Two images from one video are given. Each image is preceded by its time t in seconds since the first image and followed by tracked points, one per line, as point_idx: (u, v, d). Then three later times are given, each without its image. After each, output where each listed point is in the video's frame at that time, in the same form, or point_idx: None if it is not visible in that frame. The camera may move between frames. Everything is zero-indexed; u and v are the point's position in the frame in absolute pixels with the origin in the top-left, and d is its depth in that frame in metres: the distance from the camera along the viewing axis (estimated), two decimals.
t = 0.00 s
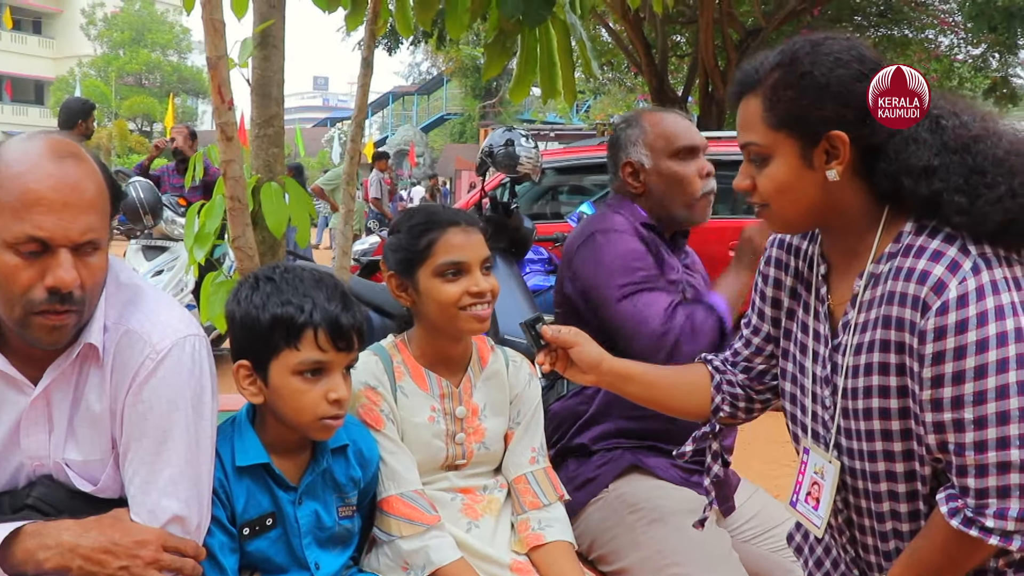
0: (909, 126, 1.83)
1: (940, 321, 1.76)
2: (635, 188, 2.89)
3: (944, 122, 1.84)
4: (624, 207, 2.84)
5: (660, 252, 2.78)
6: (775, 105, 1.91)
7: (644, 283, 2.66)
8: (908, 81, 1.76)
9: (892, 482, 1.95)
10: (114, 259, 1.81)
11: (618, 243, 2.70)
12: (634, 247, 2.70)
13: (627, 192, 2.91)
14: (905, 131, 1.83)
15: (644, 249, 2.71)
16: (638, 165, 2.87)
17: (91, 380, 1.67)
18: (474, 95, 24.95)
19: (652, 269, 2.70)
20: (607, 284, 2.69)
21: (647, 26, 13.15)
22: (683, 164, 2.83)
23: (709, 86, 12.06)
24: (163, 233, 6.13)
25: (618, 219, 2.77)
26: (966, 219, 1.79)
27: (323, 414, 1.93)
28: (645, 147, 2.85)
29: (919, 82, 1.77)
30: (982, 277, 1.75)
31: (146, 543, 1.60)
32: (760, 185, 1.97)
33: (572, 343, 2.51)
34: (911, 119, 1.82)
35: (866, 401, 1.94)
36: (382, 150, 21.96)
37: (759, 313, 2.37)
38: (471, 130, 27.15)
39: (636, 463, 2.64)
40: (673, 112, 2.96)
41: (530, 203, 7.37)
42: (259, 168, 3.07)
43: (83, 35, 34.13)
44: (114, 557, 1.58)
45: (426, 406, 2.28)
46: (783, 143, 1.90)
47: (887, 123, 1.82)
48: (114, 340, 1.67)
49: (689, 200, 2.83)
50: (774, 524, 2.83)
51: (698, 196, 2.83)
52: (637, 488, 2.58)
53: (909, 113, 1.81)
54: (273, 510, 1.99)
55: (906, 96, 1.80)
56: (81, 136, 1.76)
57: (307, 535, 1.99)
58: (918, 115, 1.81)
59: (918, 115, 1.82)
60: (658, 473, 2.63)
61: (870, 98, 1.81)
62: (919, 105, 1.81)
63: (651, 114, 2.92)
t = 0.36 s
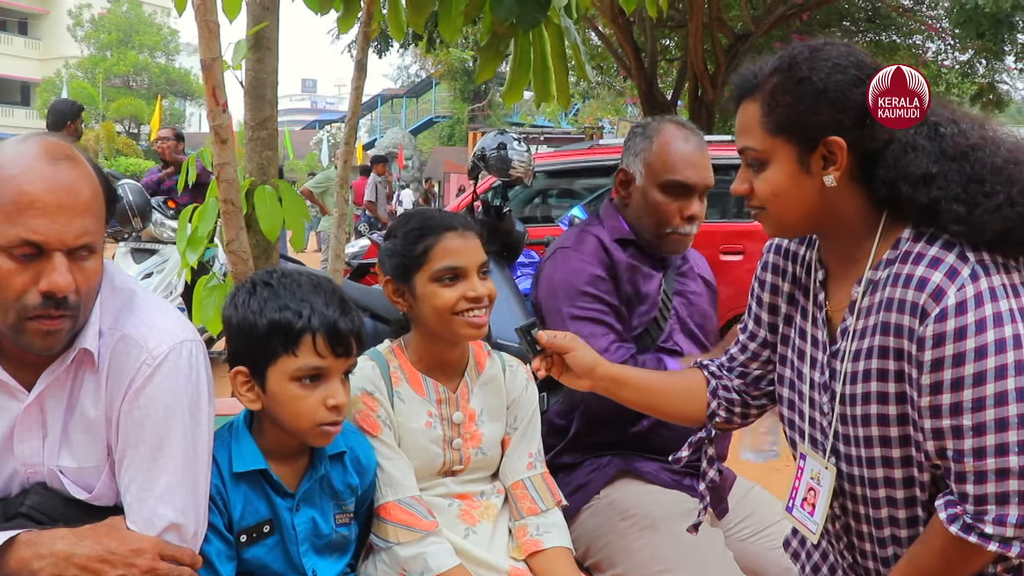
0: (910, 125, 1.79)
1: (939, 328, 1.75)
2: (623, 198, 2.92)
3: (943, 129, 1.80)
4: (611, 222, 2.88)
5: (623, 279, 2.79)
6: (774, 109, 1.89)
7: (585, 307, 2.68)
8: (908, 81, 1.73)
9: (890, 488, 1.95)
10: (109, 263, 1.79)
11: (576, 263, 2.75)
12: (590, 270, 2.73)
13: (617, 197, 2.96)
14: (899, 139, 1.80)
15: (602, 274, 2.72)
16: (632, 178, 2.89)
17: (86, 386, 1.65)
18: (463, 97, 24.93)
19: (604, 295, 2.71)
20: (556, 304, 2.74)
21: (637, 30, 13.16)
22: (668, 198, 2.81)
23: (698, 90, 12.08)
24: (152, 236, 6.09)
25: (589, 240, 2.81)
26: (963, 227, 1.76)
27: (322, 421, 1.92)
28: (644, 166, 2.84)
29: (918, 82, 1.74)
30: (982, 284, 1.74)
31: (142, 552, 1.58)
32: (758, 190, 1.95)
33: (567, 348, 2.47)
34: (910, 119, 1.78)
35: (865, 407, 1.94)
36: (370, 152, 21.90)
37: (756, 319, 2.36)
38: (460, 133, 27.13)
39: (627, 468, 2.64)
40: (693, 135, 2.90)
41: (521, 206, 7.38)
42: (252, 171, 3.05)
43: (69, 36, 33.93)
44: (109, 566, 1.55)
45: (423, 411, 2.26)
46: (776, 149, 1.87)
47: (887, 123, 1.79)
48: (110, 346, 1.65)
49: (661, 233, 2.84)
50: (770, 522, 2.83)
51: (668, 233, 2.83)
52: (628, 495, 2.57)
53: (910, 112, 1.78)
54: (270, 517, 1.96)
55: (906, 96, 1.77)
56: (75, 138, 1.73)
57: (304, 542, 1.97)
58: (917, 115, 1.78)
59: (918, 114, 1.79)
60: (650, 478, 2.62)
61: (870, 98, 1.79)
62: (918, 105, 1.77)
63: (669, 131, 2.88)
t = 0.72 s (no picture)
0: (911, 125, 1.77)
1: (952, 334, 1.71)
2: (631, 206, 2.91)
3: (957, 133, 1.77)
4: (615, 230, 2.85)
5: (623, 290, 2.74)
6: (785, 111, 1.84)
7: (579, 319, 2.64)
8: (909, 81, 1.71)
9: (900, 494, 1.91)
10: (110, 267, 1.76)
11: (573, 273, 2.71)
12: (588, 280, 2.69)
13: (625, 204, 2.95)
14: (912, 142, 1.77)
15: (598, 285, 2.68)
16: (641, 186, 2.87)
17: (88, 393, 1.61)
18: (457, 98, 24.91)
19: (600, 307, 2.67)
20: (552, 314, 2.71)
21: (631, 31, 13.15)
22: (676, 210, 2.79)
23: (693, 91, 12.07)
24: (147, 237, 6.04)
25: (589, 249, 2.77)
26: (978, 232, 1.72)
27: (335, 430, 1.90)
28: (654, 175, 2.82)
29: (919, 82, 1.72)
30: (995, 289, 1.70)
31: (146, 561, 1.55)
32: (768, 192, 1.89)
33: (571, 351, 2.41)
34: (910, 119, 1.76)
35: (875, 413, 1.90)
36: (364, 153, 21.84)
37: (761, 322, 2.30)
38: (453, 134, 27.10)
39: (630, 478, 2.61)
40: (706, 145, 2.88)
41: (517, 208, 7.36)
42: (252, 172, 3.02)
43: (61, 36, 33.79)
44: None
45: (428, 414, 2.23)
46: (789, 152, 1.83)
47: (887, 124, 1.76)
48: (112, 351, 1.62)
49: (664, 245, 2.82)
50: (776, 538, 2.80)
51: (672, 246, 2.81)
52: (631, 505, 2.54)
53: (908, 112, 1.76)
54: (277, 519, 1.94)
55: (906, 96, 1.74)
56: (76, 140, 1.70)
57: (309, 547, 1.94)
58: (918, 115, 1.76)
59: (918, 115, 1.76)
60: (654, 487, 2.59)
61: (869, 98, 1.76)
62: (918, 105, 1.75)
63: (681, 140, 2.85)
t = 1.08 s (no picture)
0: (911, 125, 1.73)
1: (956, 326, 1.65)
2: (629, 199, 2.90)
3: (964, 125, 1.74)
4: (615, 225, 2.83)
5: (624, 288, 2.72)
6: (790, 102, 1.80)
7: (581, 317, 2.62)
8: (908, 80, 1.69)
9: (902, 488, 1.83)
10: (104, 263, 1.72)
11: (574, 271, 2.69)
12: (590, 277, 2.67)
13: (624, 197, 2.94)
14: (919, 133, 1.75)
15: (600, 284, 2.66)
16: (640, 180, 2.86)
17: (84, 392, 1.58)
18: (446, 91, 24.83)
19: (602, 305, 2.65)
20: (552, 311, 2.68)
21: (622, 23, 13.11)
22: (673, 202, 2.77)
23: (683, 84, 12.02)
24: (136, 232, 5.97)
25: (590, 245, 2.75)
26: (983, 227, 1.69)
27: (336, 428, 1.88)
28: (655, 167, 2.79)
29: (919, 83, 1.69)
30: (999, 281, 1.65)
31: (145, 562, 1.52)
32: (771, 182, 1.86)
33: (569, 343, 2.32)
34: (910, 119, 1.72)
35: (876, 406, 1.82)
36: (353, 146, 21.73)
37: (760, 313, 2.21)
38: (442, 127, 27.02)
39: (633, 471, 2.60)
40: (707, 141, 2.85)
41: (508, 200, 7.33)
42: (245, 165, 2.97)
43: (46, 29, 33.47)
44: None
45: (420, 406, 2.20)
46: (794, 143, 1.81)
47: (887, 124, 1.73)
48: (108, 348, 1.58)
49: (662, 242, 2.80)
50: (775, 530, 2.78)
51: (668, 238, 2.79)
52: (633, 497, 2.53)
53: (909, 112, 1.72)
54: (277, 517, 1.91)
55: (906, 96, 1.71)
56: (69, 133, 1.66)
57: (310, 546, 1.92)
58: (917, 115, 1.72)
59: (918, 115, 1.72)
60: (656, 479, 2.58)
61: (869, 98, 1.72)
62: (918, 105, 1.71)
63: (682, 136, 2.83)
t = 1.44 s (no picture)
0: (909, 126, 1.70)
1: (946, 324, 1.62)
2: (615, 195, 2.88)
3: (955, 124, 1.71)
4: (602, 223, 2.80)
5: (608, 292, 2.71)
6: (783, 99, 1.77)
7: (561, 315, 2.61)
8: (908, 81, 1.66)
9: (891, 486, 1.78)
10: (87, 257, 1.68)
11: (557, 270, 2.68)
12: (571, 278, 2.66)
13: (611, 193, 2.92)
14: (912, 132, 1.71)
15: (580, 285, 2.65)
16: (627, 176, 2.84)
17: (65, 389, 1.54)
18: (429, 85, 24.73)
19: (581, 307, 2.64)
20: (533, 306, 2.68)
21: (605, 18, 13.10)
22: (659, 202, 2.75)
23: (666, 79, 12.03)
24: (116, 225, 5.89)
25: (575, 245, 2.74)
26: (973, 228, 1.66)
27: (317, 429, 1.85)
28: (644, 166, 2.77)
29: (919, 82, 1.66)
30: (989, 279, 1.62)
31: (129, 564, 1.49)
32: (761, 178, 1.83)
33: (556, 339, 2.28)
34: (910, 119, 1.70)
35: (865, 404, 1.77)
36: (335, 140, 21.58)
37: (749, 310, 2.17)
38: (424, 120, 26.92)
39: (620, 470, 2.58)
40: (698, 142, 2.83)
41: (491, 194, 7.31)
42: (229, 158, 2.94)
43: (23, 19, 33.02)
44: None
45: (403, 399, 2.17)
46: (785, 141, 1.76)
47: (886, 124, 1.70)
48: (91, 345, 1.55)
49: (645, 242, 2.79)
50: (762, 526, 2.78)
51: (652, 238, 2.78)
52: (620, 497, 2.51)
53: (909, 112, 1.69)
54: (263, 518, 1.88)
55: (906, 96, 1.68)
56: (51, 124, 1.62)
57: (297, 546, 1.89)
58: (917, 116, 1.69)
59: (918, 115, 1.70)
60: (644, 478, 2.57)
61: (869, 98, 1.69)
62: (918, 105, 1.69)
63: (673, 135, 2.81)
